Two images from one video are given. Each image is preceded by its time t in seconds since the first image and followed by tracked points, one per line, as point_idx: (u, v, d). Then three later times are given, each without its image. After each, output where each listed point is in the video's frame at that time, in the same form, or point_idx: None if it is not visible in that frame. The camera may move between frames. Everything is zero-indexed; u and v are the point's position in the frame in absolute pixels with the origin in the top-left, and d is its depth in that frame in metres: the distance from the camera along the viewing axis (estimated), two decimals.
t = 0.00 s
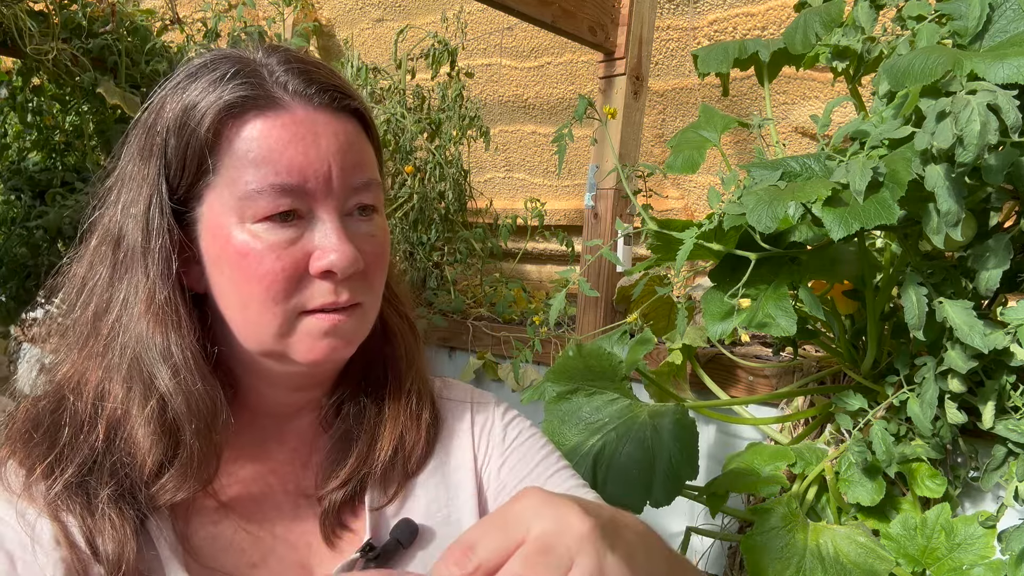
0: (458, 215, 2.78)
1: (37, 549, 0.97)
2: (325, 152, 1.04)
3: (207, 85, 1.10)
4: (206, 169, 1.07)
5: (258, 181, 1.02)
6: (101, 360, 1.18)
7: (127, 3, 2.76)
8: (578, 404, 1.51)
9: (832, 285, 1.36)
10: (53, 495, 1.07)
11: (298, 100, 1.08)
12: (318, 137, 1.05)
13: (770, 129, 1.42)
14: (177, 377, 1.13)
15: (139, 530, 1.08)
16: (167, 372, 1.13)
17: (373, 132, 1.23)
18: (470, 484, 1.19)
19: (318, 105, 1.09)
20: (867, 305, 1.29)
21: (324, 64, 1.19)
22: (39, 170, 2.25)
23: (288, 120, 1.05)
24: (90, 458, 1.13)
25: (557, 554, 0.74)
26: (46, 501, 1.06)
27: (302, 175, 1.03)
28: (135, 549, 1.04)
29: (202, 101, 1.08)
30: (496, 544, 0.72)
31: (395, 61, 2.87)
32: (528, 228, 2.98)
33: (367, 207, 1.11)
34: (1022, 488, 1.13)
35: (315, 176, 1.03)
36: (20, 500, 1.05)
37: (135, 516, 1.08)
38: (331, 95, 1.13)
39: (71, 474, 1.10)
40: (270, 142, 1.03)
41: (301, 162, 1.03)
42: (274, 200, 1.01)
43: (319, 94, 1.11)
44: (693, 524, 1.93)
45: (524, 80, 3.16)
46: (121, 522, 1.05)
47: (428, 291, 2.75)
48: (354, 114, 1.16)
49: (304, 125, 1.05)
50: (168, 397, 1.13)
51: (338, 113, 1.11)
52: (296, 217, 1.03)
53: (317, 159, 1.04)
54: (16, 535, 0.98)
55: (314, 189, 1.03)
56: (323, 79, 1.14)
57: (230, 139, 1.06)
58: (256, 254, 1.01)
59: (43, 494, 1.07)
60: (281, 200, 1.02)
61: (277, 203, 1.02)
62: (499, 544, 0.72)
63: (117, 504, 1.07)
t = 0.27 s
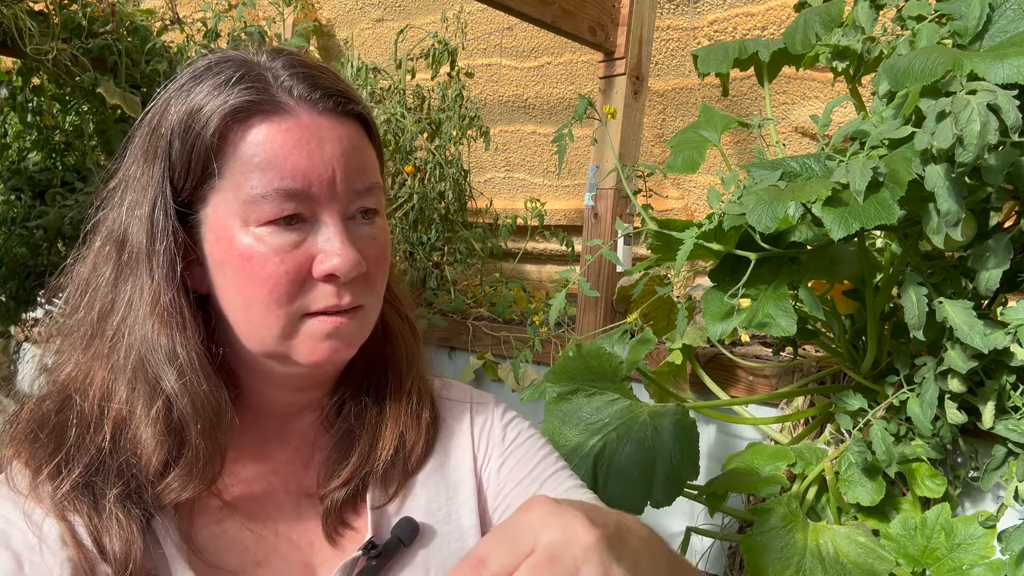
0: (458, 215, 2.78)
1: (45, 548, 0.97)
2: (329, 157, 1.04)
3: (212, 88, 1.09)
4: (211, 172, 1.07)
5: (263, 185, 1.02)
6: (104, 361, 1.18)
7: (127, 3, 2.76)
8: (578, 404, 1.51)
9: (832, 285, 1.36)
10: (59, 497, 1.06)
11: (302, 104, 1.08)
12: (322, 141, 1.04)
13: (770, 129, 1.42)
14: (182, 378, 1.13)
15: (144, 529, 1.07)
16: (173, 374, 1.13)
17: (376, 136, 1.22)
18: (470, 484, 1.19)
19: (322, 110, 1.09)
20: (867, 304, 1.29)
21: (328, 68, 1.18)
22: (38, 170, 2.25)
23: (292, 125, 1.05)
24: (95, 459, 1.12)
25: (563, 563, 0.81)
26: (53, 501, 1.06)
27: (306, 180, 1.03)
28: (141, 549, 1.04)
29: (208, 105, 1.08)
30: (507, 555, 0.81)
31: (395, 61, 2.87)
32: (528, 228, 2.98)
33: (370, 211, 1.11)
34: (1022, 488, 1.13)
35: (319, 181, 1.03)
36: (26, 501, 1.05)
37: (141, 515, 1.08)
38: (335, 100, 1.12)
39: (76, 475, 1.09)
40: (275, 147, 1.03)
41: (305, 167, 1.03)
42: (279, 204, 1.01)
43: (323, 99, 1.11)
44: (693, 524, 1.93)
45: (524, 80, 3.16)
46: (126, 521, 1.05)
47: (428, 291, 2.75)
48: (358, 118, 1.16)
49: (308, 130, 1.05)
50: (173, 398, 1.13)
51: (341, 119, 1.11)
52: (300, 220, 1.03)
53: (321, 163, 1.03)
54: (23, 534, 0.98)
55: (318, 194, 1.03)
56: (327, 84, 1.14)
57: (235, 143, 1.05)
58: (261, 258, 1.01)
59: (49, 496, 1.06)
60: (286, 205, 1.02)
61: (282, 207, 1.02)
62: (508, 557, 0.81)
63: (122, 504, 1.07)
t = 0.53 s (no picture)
0: (457, 215, 2.78)
1: (45, 546, 0.97)
2: (327, 158, 1.04)
3: (211, 90, 1.09)
4: (209, 174, 1.07)
5: (261, 186, 1.02)
6: (104, 360, 1.18)
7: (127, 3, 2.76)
8: (578, 400, 1.51)
9: (832, 285, 1.36)
10: (59, 495, 1.06)
11: (300, 106, 1.08)
12: (321, 143, 1.04)
13: (770, 129, 1.42)
14: (181, 378, 1.13)
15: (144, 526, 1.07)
16: (172, 373, 1.13)
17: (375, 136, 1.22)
18: (469, 483, 1.19)
19: (321, 111, 1.08)
20: (867, 304, 1.29)
21: (328, 69, 1.17)
22: (39, 170, 2.25)
23: (290, 127, 1.05)
24: (94, 458, 1.12)
25: (564, 561, 0.80)
26: (52, 499, 1.06)
27: (304, 181, 1.02)
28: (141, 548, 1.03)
29: (206, 106, 1.08)
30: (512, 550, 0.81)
31: (395, 61, 2.87)
32: (528, 228, 2.98)
33: (371, 211, 1.11)
34: (1022, 488, 1.13)
35: (317, 182, 1.03)
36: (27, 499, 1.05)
37: (140, 513, 1.07)
38: (334, 101, 1.12)
39: (76, 473, 1.09)
40: (272, 149, 1.03)
41: (303, 169, 1.03)
42: (277, 205, 1.01)
43: (321, 100, 1.10)
44: (693, 524, 1.93)
45: (524, 80, 3.16)
46: (125, 519, 1.05)
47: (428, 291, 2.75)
48: (357, 119, 1.15)
49: (307, 131, 1.05)
50: (172, 398, 1.13)
51: (340, 120, 1.10)
52: (298, 221, 1.03)
53: (319, 165, 1.03)
54: (24, 532, 0.98)
55: (316, 195, 1.03)
56: (326, 85, 1.14)
57: (234, 144, 1.05)
58: (259, 259, 1.01)
59: (48, 494, 1.06)
60: (284, 206, 1.02)
61: (280, 209, 1.01)
62: (513, 551, 0.81)
63: (122, 502, 1.07)
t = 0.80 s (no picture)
0: (458, 215, 2.78)
1: (44, 544, 0.96)
2: (309, 165, 1.01)
3: (205, 90, 1.09)
4: (197, 176, 1.07)
5: (241, 190, 1.01)
6: (100, 355, 1.18)
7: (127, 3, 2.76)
8: (578, 404, 1.51)
9: (832, 285, 1.36)
10: (59, 482, 1.06)
11: (287, 111, 1.05)
12: (304, 150, 1.02)
13: (770, 129, 1.42)
14: (171, 371, 1.13)
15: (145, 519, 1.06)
16: (159, 366, 1.14)
17: (375, 142, 1.18)
18: (469, 484, 1.19)
19: (308, 116, 1.06)
20: (867, 304, 1.29)
21: (328, 76, 1.16)
22: (39, 170, 2.25)
23: (274, 131, 1.03)
24: (90, 447, 1.12)
25: (558, 553, 0.81)
26: (53, 486, 1.06)
27: (284, 188, 1.00)
28: (141, 541, 1.03)
29: (199, 106, 1.08)
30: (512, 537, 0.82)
31: (395, 61, 2.87)
32: (528, 228, 2.98)
33: (360, 220, 1.07)
34: (1022, 488, 1.13)
35: (297, 189, 1.00)
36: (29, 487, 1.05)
37: (141, 504, 1.07)
38: (324, 107, 1.09)
39: (75, 462, 1.10)
40: (254, 154, 1.02)
41: (284, 174, 1.00)
42: (256, 210, 1.00)
43: (310, 105, 1.08)
44: (693, 524, 1.93)
45: (524, 80, 3.16)
46: (126, 507, 1.04)
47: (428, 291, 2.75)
48: (351, 126, 1.12)
49: (291, 137, 1.02)
50: (160, 391, 1.13)
51: (329, 125, 1.07)
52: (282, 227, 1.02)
53: (301, 171, 1.01)
54: (23, 529, 0.97)
55: (296, 203, 1.01)
56: (319, 90, 1.11)
57: (220, 145, 1.05)
58: (238, 262, 1.00)
59: (49, 478, 1.07)
60: (263, 211, 1.00)
61: (259, 213, 1.00)
62: (513, 538, 0.82)
63: (124, 490, 1.07)
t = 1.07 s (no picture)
0: (457, 215, 2.78)
1: (44, 543, 0.96)
2: (305, 165, 1.01)
3: (208, 88, 1.10)
4: (197, 175, 1.07)
5: (238, 190, 1.01)
6: (102, 349, 1.18)
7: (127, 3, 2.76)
8: (578, 404, 1.51)
9: (832, 285, 1.36)
10: (64, 476, 1.06)
11: (285, 111, 1.05)
12: (300, 150, 1.02)
13: (770, 129, 1.42)
14: (170, 366, 1.13)
15: (150, 514, 1.06)
16: (158, 361, 1.14)
17: (379, 144, 1.18)
18: (471, 484, 1.19)
19: (306, 116, 1.06)
20: (867, 304, 1.29)
21: (328, 74, 1.15)
22: (39, 171, 2.25)
23: (271, 131, 1.03)
24: (94, 439, 1.12)
25: (558, 527, 0.85)
26: (57, 480, 1.06)
27: (279, 188, 1.00)
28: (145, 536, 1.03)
29: (201, 103, 1.08)
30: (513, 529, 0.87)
31: (395, 61, 2.87)
32: (528, 228, 2.98)
33: (358, 222, 1.06)
34: (1022, 488, 1.13)
35: (292, 190, 1.00)
36: (34, 481, 1.06)
37: (145, 498, 1.07)
38: (324, 107, 1.08)
39: (80, 454, 1.10)
40: (252, 154, 1.02)
41: (279, 175, 1.00)
42: (251, 210, 1.00)
43: (309, 106, 1.07)
44: (693, 524, 1.93)
45: (524, 80, 3.16)
46: (130, 501, 1.04)
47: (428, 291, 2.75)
48: (352, 127, 1.11)
49: (288, 137, 1.02)
50: (159, 386, 1.13)
51: (328, 126, 1.07)
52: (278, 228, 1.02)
53: (297, 172, 1.01)
54: (24, 527, 0.97)
55: (291, 204, 1.01)
56: (320, 91, 1.10)
57: (219, 143, 1.05)
58: (233, 261, 1.00)
59: (53, 471, 1.07)
60: (256, 211, 1.00)
61: (253, 213, 1.00)
62: (514, 529, 0.87)
63: (127, 484, 1.07)
